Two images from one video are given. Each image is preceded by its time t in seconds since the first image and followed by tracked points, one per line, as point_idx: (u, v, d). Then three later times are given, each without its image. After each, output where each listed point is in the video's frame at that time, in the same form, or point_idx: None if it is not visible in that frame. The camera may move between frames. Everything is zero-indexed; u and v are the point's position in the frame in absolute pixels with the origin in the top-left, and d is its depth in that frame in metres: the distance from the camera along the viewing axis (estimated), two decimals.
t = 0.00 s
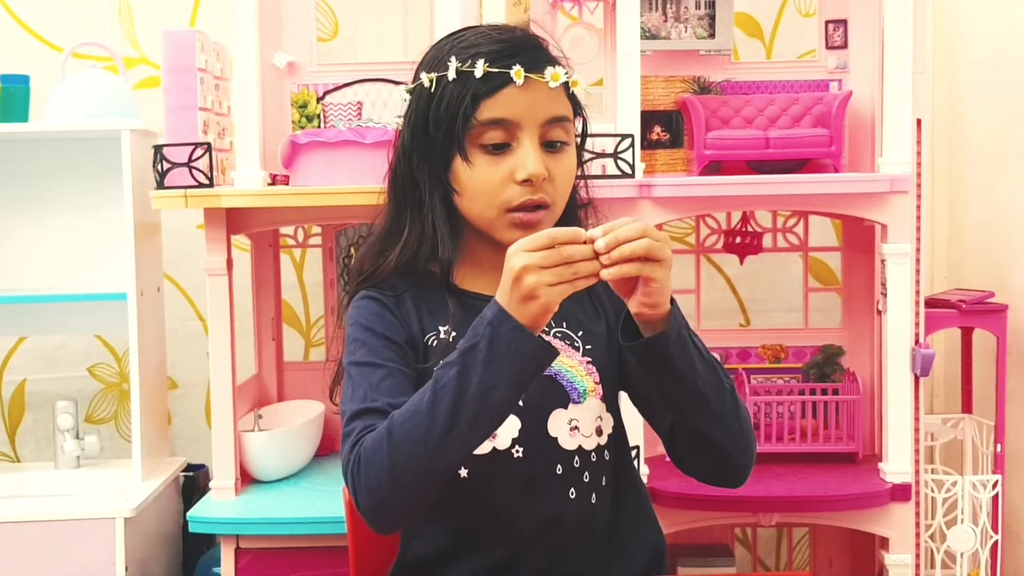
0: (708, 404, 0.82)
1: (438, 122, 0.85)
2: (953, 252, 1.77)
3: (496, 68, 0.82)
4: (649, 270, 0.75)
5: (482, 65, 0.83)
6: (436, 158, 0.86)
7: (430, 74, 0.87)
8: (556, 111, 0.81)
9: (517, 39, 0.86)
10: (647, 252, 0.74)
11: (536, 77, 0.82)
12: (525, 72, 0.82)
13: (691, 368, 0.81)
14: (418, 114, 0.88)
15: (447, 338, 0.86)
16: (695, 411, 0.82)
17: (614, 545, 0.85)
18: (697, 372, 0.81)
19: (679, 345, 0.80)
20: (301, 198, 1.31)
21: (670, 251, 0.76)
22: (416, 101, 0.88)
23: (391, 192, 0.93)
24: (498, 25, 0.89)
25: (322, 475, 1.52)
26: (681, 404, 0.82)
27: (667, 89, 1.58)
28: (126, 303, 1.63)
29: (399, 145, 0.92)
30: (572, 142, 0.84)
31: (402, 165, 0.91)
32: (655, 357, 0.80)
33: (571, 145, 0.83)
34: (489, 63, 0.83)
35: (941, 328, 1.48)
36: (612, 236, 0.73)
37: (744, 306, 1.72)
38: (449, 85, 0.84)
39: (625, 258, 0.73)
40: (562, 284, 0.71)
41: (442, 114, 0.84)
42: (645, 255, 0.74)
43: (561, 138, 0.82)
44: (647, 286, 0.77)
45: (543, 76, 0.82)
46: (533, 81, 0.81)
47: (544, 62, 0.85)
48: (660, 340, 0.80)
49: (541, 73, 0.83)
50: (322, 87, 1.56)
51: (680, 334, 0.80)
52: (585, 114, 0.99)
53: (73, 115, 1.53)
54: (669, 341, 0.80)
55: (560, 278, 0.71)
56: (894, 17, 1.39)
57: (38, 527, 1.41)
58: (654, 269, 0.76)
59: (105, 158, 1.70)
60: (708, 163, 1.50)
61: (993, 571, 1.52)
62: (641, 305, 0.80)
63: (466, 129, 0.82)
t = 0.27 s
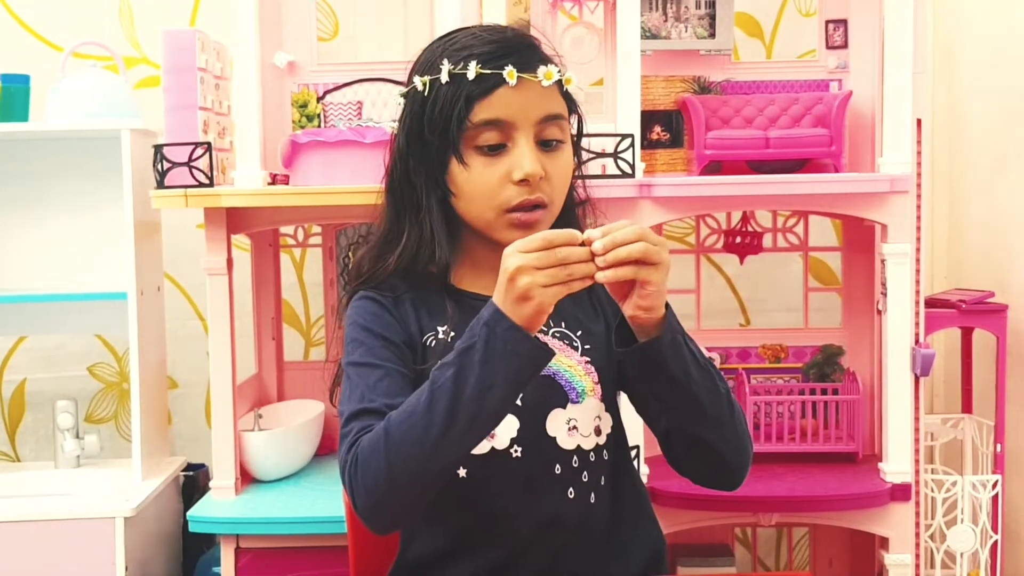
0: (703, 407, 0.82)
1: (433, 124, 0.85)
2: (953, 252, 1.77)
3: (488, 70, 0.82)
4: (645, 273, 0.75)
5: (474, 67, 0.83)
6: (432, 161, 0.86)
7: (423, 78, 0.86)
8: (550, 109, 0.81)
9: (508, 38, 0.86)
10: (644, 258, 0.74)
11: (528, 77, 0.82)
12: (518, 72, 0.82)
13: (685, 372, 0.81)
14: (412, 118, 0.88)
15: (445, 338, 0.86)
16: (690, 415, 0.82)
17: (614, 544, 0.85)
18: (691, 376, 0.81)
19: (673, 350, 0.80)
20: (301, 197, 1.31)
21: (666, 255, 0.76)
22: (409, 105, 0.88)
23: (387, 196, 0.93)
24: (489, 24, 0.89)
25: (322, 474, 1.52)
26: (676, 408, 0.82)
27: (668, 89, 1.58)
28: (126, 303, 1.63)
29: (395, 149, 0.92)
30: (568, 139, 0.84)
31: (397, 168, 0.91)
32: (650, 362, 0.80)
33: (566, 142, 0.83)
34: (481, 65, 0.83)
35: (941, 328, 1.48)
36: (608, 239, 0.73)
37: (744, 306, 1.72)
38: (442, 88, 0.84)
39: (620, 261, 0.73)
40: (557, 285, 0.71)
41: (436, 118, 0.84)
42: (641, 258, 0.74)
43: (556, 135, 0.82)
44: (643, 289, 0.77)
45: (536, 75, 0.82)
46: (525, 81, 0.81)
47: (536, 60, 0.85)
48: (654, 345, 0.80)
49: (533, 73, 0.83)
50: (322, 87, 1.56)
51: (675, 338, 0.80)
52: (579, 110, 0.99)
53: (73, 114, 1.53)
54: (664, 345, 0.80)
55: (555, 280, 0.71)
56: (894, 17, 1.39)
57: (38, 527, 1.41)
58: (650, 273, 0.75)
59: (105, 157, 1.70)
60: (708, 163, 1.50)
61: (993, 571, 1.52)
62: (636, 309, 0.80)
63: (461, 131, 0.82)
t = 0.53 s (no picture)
0: (697, 414, 0.82)
1: (428, 128, 0.85)
2: (953, 253, 1.77)
3: (481, 74, 0.82)
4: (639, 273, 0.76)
5: (466, 70, 0.83)
6: (427, 165, 0.86)
7: (416, 82, 0.87)
8: (544, 111, 0.81)
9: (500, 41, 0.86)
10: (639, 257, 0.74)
11: (521, 79, 0.82)
12: (510, 75, 0.82)
13: (679, 379, 0.81)
14: (407, 122, 0.88)
15: (444, 339, 0.86)
16: (684, 421, 0.82)
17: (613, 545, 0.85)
18: (685, 383, 0.82)
19: (667, 357, 0.81)
20: (301, 198, 1.31)
21: (660, 255, 0.76)
22: (404, 109, 0.89)
23: (386, 200, 0.93)
24: (481, 27, 0.89)
25: (322, 474, 1.52)
26: (670, 414, 0.82)
27: (667, 90, 1.58)
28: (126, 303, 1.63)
29: (391, 153, 0.92)
30: (563, 139, 0.84)
31: (394, 172, 0.91)
32: (644, 369, 0.80)
33: (562, 143, 0.83)
34: (474, 68, 0.83)
35: (941, 329, 1.48)
36: (603, 241, 0.73)
37: (744, 307, 1.72)
38: (435, 92, 0.85)
39: (615, 260, 0.73)
40: (553, 288, 0.71)
41: (430, 121, 0.85)
42: (636, 258, 0.74)
43: (552, 136, 0.82)
44: (639, 293, 0.77)
45: (529, 77, 0.82)
46: (518, 83, 0.81)
47: (529, 62, 0.85)
48: (647, 354, 0.80)
49: (526, 75, 0.83)
50: (322, 87, 1.56)
51: (668, 346, 0.81)
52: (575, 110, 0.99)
53: (73, 115, 1.53)
54: (657, 352, 0.80)
55: (551, 282, 0.71)
56: (894, 17, 1.39)
57: (37, 526, 1.41)
58: (644, 273, 0.76)
59: (105, 157, 1.70)
60: (707, 164, 1.50)
61: (993, 572, 1.52)
62: (630, 316, 0.80)
63: (455, 134, 0.82)
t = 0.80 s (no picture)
0: (693, 416, 0.82)
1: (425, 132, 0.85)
2: (952, 253, 1.77)
3: (478, 78, 0.82)
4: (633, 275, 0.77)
5: (463, 75, 0.82)
6: (425, 169, 0.87)
7: (413, 85, 0.87)
8: (542, 115, 0.81)
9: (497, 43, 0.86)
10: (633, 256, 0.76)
11: (518, 83, 0.82)
12: (507, 78, 0.82)
13: (675, 382, 0.81)
14: (404, 126, 0.88)
15: (443, 339, 0.86)
16: (681, 423, 0.82)
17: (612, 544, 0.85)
18: (682, 386, 0.82)
19: (663, 360, 0.81)
20: (300, 197, 1.31)
21: (653, 257, 0.78)
22: (402, 112, 0.89)
23: (384, 202, 0.94)
24: (477, 28, 0.89)
25: (321, 474, 1.53)
26: (667, 416, 0.82)
27: (667, 90, 1.58)
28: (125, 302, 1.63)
29: (389, 156, 0.92)
30: (561, 142, 0.84)
31: (392, 175, 0.91)
32: (640, 372, 0.80)
33: (560, 146, 0.83)
34: (471, 73, 0.83)
35: (940, 329, 1.48)
36: (595, 241, 0.75)
37: (743, 307, 1.73)
38: (432, 96, 0.84)
39: (610, 259, 0.74)
40: (546, 283, 0.71)
41: (428, 125, 0.85)
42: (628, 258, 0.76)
43: (549, 140, 0.82)
44: (634, 294, 0.78)
45: (526, 81, 0.82)
46: (515, 88, 0.81)
47: (526, 65, 0.85)
48: (644, 356, 0.80)
49: (523, 78, 0.83)
50: (321, 86, 1.56)
51: (665, 348, 0.81)
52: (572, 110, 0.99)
53: (73, 114, 1.53)
54: (654, 355, 0.80)
55: (544, 277, 0.71)
56: (894, 17, 1.39)
57: (36, 526, 1.41)
58: (638, 274, 0.77)
59: (105, 157, 1.70)
60: (707, 164, 1.50)
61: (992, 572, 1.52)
62: (629, 319, 0.80)
63: (453, 138, 0.83)
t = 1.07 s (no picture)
0: (689, 418, 0.82)
1: (423, 135, 0.85)
2: (951, 254, 1.77)
3: (475, 82, 0.82)
4: (628, 275, 0.77)
5: (461, 78, 0.82)
6: (423, 171, 0.87)
7: (412, 87, 0.87)
8: (539, 118, 0.81)
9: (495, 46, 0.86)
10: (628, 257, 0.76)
11: (516, 86, 0.82)
12: (505, 82, 0.82)
13: (671, 384, 0.81)
14: (403, 128, 0.88)
15: (442, 338, 0.86)
16: (676, 425, 0.82)
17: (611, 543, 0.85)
18: (678, 387, 0.82)
19: (660, 361, 0.80)
20: (300, 197, 1.31)
21: (648, 259, 0.78)
22: (400, 114, 0.89)
23: (382, 202, 0.94)
24: (476, 30, 0.88)
25: (321, 474, 1.53)
26: (662, 418, 0.82)
27: (667, 90, 1.58)
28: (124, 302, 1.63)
29: (388, 157, 0.92)
30: (558, 144, 0.84)
31: (391, 176, 0.91)
32: (637, 373, 0.80)
33: (557, 148, 0.83)
34: (468, 77, 0.83)
35: (939, 329, 1.48)
36: (588, 241, 0.76)
37: (743, 307, 1.73)
38: (431, 99, 0.84)
39: (605, 258, 0.75)
40: (538, 277, 0.72)
41: (426, 128, 0.85)
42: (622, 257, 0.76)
43: (547, 142, 0.82)
44: (629, 295, 0.79)
45: (524, 84, 0.82)
46: (513, 92, 0.81)
47: (525, 67, 0.85)
48: (640, 358, 0.80)
49: (521, 82, 0.83)
50: (321, 86, 1.56)
51: (662, 349, 0.81)
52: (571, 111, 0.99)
53: (73, 114, 1.53)
54: (650, 356, 0.80)
55: (536, 272, 0.72)
56: (894, 17, 1.39)
57: (35, 526, 1.41)
58: (632, 275, 0.77)
59: (105, 157, 1.70)
60: (707, 164, 1.50)
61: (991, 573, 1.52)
62: (624, 320, 0.80)
63: (451, 141, 0.82)
